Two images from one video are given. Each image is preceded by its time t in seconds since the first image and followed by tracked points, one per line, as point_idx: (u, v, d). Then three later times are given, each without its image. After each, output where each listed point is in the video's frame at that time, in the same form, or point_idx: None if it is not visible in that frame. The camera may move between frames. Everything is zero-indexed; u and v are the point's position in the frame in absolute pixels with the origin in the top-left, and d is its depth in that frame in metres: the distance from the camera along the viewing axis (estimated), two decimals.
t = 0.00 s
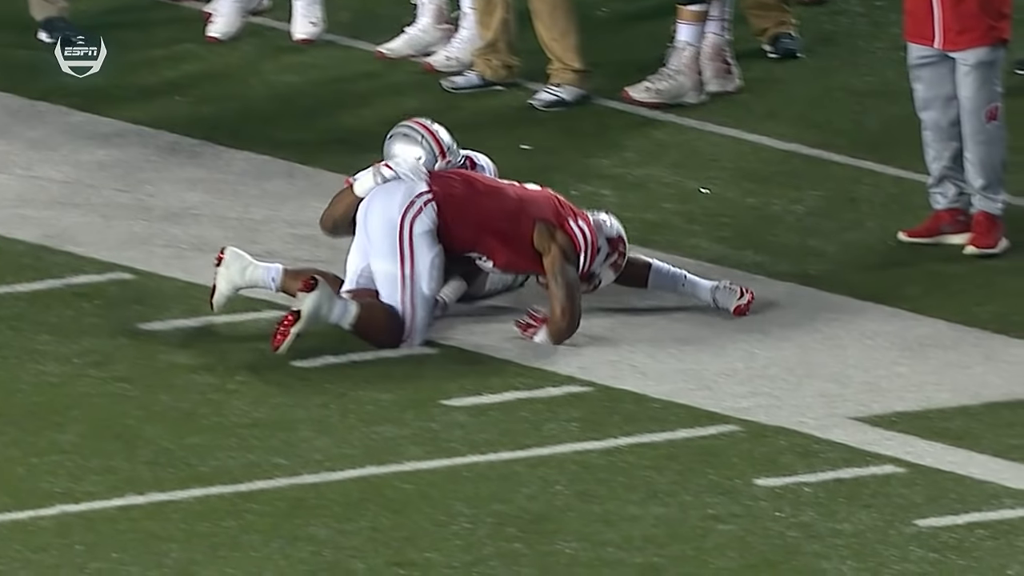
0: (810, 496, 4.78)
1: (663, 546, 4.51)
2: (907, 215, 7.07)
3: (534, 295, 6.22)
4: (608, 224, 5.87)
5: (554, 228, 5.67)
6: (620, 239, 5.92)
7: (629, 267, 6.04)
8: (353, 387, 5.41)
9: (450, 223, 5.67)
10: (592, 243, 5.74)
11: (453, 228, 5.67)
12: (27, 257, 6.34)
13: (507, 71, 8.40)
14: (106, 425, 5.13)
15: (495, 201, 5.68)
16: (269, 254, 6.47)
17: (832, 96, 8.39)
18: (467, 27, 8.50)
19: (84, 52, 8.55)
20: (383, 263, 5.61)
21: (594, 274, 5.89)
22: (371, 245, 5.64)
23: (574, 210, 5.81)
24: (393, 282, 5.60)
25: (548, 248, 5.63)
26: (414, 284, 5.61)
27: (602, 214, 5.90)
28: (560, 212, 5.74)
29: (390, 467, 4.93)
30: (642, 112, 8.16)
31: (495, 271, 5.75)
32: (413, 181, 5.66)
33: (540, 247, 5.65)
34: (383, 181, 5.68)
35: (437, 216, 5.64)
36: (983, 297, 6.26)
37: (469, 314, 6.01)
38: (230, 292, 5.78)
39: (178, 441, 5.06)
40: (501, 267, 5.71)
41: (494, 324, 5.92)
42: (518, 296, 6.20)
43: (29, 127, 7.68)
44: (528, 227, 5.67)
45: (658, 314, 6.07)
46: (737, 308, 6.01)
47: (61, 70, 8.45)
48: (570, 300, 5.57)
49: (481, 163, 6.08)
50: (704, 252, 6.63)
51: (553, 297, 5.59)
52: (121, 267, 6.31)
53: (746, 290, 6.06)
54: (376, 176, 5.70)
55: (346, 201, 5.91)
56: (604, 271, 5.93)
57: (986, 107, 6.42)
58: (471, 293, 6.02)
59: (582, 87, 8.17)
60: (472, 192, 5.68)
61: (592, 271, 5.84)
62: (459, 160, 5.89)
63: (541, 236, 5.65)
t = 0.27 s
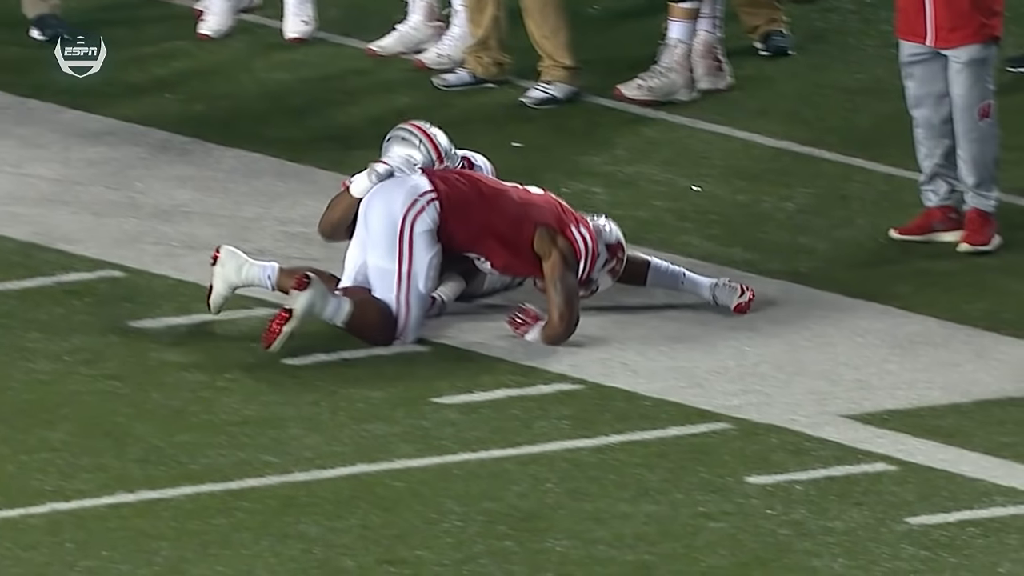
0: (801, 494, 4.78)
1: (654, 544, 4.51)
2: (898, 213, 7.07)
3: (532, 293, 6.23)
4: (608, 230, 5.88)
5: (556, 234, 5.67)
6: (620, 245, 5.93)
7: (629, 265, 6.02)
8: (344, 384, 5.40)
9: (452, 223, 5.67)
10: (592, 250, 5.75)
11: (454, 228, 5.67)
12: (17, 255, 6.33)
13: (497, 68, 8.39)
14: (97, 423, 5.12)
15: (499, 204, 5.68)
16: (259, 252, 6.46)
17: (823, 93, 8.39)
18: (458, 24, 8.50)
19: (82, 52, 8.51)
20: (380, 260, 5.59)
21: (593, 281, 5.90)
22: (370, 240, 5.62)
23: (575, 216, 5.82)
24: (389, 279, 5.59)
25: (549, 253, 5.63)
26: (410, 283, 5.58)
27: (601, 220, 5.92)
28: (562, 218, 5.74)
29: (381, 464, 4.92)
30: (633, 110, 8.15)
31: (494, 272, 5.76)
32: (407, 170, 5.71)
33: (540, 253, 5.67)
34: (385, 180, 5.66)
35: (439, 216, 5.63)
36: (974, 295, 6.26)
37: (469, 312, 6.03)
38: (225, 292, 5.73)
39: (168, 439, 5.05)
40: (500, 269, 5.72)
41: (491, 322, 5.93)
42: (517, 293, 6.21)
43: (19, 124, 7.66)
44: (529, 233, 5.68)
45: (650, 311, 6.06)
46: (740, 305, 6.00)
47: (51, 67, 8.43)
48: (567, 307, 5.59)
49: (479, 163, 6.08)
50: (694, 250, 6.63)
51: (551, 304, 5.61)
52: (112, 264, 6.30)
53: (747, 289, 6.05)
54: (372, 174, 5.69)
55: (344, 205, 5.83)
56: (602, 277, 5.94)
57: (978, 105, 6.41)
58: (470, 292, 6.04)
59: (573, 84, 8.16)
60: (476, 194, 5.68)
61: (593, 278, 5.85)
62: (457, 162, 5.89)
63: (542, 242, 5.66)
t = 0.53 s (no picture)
0: (785, 489, 4.77)
1: (638, 540, 4.50)
2: (882, 208, 7.06)
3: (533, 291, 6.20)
4: (606, 240, 5.85)
5: (558, 245, 5.63)
6: (617, 257, 5.89)
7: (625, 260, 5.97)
8: (327, 380, 5.39)
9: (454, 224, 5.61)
10: (591, 261, 5.71)
11: (455, 230, 5.62)
12: None
13: (480, 63, 8.37)
14: (79, 419, 5.10)
15: (503, 209, 5.63)
16: (242, 248, 6.44)
17: (807, 88, 8.38)
18: (441, 19, 8.49)
19: (82, 51, 8.43)
20: (377, 256, 5.55)
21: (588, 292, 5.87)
22: (369, 234, 5.57)
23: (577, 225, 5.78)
24: (383, 277, 5.56)
25: (548, 263, 5.60)
26: (405, 283, 5.56)
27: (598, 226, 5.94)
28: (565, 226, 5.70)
29: (364, 460, 4.91)
30: (616, 104, 8.14)
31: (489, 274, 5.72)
32: (396, 165, 5.66)
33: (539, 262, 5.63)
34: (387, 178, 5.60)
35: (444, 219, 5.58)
36: (958, 290, 6.26)
37: (469, 309, 6.00)
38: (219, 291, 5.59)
39: (151, 435, 5.02)
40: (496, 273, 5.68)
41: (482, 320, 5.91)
42: (516, 291, 6.17)
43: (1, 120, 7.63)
44: (531, 240, 5.63)
45: (635, 307, 6.05)
46: (738, 300, 6.02)
47: (33, 62, 8.40)
48: (559, 320, 5.59)
49: (475, 163, 5.94)
50: (678, 245, 6.61)
51: (545, 313, 5.59)
52: (94, 260, 6.27)
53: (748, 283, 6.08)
54: (362, 176, 5.64)
55: (336, 211, 5.76)
56: (596, 286, 5.90)
57: (964, 100, 6.41)
58: (468, 289, 6.02)
59: (555, 78, 8.15)
60: (480, 197, 5.63)
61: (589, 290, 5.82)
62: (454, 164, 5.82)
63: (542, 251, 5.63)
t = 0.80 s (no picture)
0: (773, 486, 4.76)
1: (626, 538, 4.48)
2: (870, 204, 7.06)
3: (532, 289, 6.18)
4: (606, 249, 5.80)
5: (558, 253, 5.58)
6: (615, 266, 5.84)
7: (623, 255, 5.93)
8: (315, 377, 5.37)
9: (456, 227, 5.56)
10: (592, 271, 5.66)
11: (457, 232, 5.57)
12: None
13: (468, 59, 8.35)
14: (65, 416, 5.08)
15: (507, 214, 5.57)
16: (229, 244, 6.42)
17: (795, 84, 8.37)
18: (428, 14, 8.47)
19: (83, 51, 8.34)
20: (376, 255, 5.53)
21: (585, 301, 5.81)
22: (369, 232, 5.54)
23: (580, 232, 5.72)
24: (379, 276, 5.53)
25: (547, 271, 5.55)
26: (401, 284, 5.53)
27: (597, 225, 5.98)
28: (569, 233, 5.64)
29: (351, 457, 4.89)
30: (605, 101, 8.13)
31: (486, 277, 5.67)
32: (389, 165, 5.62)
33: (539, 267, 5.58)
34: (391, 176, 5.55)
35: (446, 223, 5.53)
36: (946, 287, 6.25)
37: (469, 307, 5.98)
38: (213, 289, 5.52)
39: (137, 432, 5.00)
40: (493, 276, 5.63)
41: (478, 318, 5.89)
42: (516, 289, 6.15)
43: None
44: (534, 245, 5.58)
45: (625, 304, 6.03)
46: (738, 297, 6.01)
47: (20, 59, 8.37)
48: (548, 327, 5.57)
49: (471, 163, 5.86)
50: (666, 242, 6.60)
51: (537, 317, 5.58)
52: (81, 256, 6.25)
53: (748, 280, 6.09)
54: (356, 180, 5.60)
55: (332, 214, 5.74)
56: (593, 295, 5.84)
57: (954, 96, 6.40)
58: (467, 287, 6.00)
59: (542, 73, 8.14)
60: (485, 201, 5.58)
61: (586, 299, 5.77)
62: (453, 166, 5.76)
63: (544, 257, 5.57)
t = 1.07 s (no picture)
0: (761, 484, 4.75)
1: (614, 535, 4.47)
2: (858, 201, 7.05)
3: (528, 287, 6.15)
4: (605, 257, 5.73)
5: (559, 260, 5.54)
6: (612, 276, 5.77)
7: (621, 252, 5.88)
8: (301, 374, 5.35)
9: (458, 227, 5.51)
10: (593, 279, 5.62)
11: (459, 233, 5.52)
12: None
13: (455, 55, 8.33)
14: (51, 413, 5.05)
15: (512, 217, 5.53)
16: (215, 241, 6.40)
17: (783, 80, 8.36)
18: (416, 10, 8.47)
19: (82, 51, 8.27)
20: (374, 253, 5.47)
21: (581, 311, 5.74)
22: (369, 229, 5.48)
23: (584, 240, 5.68)
24: (375, 274, 5.49)
25: (545, 275, 5.52)
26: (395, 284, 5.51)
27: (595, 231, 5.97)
28: (572, 240, 5.60)
29: (339, 455, 4.87)
30: (592, 97, 8.11)
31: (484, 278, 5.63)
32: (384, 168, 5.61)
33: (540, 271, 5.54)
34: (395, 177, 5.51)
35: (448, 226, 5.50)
36: (935, 283, 6.24)
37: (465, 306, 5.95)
38: (209, 288, 5.38)
39: (123, 430, 4.98)
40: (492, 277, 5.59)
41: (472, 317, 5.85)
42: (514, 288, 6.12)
43: None
44: (537, 249, 5.53)
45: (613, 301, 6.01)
46: (735, 294, 6.01)
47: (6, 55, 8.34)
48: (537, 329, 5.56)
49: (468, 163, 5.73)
50: (654, 238, 6.59)
51: (529, 316, 5.56)
52: (67, 253, 6.22)
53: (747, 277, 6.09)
54: (349, 185, 5.61)
55: (325, 226, 5.69)
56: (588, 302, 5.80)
57: (945, 92, 6.40)
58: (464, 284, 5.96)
59: (528, 68, 8.12)
60: (490, 204, 5.54)
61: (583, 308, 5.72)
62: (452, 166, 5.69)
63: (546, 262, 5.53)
